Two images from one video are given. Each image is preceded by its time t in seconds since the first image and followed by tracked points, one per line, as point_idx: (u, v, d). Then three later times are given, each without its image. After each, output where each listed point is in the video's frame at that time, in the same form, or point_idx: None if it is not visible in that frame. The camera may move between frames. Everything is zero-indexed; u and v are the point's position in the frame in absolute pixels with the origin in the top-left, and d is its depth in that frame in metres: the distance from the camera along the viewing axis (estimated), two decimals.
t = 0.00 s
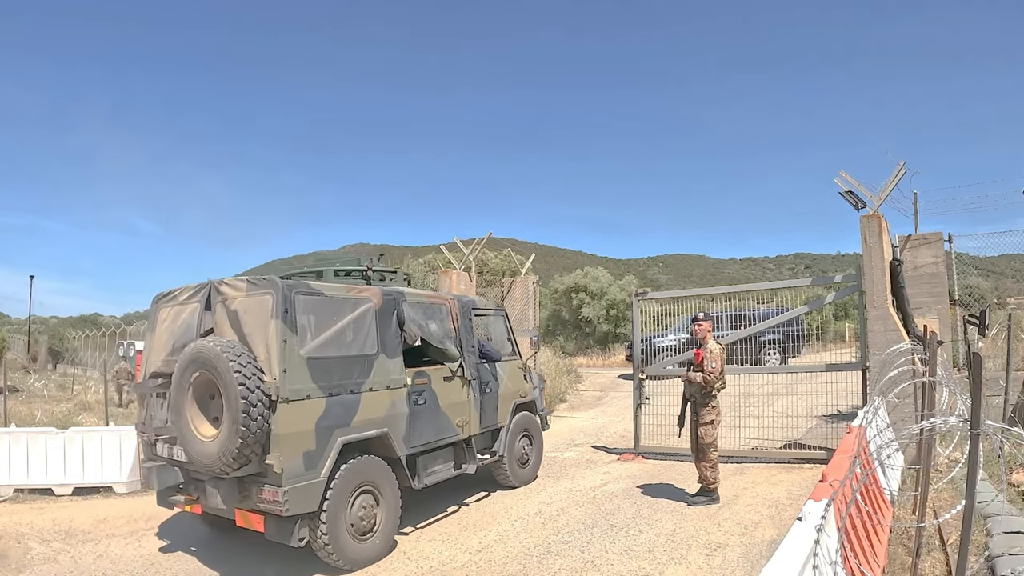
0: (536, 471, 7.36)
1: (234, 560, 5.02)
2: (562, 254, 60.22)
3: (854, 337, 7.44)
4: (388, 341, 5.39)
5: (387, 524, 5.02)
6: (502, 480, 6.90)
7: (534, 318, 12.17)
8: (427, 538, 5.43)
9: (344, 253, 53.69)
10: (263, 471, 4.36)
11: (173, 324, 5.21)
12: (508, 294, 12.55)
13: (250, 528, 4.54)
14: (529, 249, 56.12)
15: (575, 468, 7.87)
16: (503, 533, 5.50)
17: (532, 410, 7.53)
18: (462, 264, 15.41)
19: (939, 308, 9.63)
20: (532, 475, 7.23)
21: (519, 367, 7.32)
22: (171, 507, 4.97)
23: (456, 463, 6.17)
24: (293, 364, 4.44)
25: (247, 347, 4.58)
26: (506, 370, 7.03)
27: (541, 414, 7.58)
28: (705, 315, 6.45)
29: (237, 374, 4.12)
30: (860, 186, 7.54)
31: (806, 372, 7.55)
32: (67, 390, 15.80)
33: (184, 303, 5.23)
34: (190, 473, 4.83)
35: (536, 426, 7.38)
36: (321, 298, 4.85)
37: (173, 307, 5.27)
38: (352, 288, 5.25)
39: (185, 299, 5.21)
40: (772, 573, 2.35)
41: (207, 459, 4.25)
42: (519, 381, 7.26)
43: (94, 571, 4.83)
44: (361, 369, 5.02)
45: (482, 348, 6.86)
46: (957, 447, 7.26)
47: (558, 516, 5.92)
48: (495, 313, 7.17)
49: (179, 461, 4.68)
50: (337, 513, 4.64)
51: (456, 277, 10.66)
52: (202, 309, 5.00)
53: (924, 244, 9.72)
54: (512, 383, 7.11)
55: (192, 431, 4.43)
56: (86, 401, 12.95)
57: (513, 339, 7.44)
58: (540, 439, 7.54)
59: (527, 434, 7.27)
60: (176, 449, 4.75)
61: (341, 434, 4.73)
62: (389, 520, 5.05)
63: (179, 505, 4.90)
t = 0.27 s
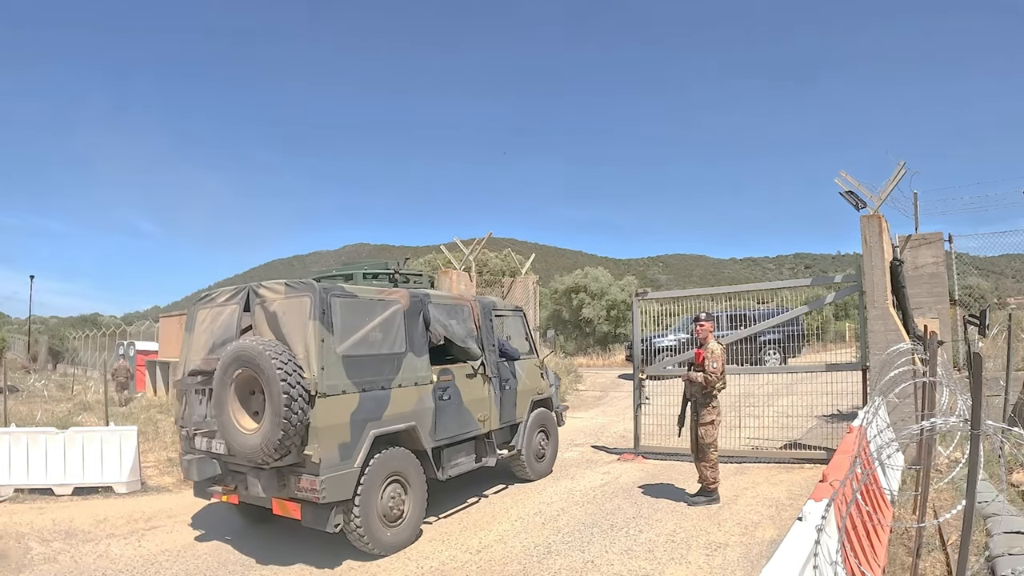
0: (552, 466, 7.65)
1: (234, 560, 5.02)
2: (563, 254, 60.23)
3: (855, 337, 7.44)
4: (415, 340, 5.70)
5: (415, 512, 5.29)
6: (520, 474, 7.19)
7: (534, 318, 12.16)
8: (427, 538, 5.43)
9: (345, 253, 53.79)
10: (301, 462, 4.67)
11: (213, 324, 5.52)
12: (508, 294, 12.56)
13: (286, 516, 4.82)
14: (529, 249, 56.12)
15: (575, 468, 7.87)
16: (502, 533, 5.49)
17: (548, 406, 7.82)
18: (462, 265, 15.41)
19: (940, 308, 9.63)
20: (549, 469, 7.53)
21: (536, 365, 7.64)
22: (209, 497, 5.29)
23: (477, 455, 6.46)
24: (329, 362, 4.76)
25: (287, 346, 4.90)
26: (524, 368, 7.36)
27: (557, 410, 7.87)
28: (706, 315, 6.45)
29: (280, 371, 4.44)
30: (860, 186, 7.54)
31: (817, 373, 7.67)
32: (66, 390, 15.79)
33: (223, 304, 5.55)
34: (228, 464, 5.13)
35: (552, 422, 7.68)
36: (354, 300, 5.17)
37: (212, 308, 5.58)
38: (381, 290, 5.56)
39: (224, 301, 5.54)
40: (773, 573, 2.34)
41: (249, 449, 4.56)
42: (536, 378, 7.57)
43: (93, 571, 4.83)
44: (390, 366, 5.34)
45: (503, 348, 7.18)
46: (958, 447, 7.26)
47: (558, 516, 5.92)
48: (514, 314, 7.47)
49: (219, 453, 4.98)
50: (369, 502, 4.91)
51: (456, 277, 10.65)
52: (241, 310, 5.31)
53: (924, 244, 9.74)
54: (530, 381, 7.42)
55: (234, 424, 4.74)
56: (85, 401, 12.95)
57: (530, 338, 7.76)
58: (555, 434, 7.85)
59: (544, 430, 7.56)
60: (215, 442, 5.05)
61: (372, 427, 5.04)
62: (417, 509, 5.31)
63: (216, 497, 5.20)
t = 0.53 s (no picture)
0: (565, 460, 7.90)
1: (235, 560, 5.02)
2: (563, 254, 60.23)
3: (855, 337, 7.44)
4: (439, 339, 5.93)
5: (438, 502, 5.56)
6: (535, 468, 7.44)
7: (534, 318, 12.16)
8: (427, 538, 5.43)
9: (345, 253, 53.82)
10: (334, 454, 4.90)
11: (244, 324, 5.76)
12: (508, 293, 12.57)
13: (317, 507, 5.06)
14: (529, 249, 56.10)
15: (575, 468, 7.87)
16: (502, 533, 5.49)
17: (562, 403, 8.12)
18: (462, 265, 15.42)
19: (940, 308, 9.62)
20: (562, 463, 7.79)
21: (550, 363, 7.92)
22: (239, 490, 5.56)
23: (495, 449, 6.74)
24: (360, 360, 4.99)
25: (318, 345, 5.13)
26: (538, 366, 7.64)
27: (570, 407, 8.14)
28: (706, 315, 6.46)
29: (316, 369, 4.67)
30: (860, 186, 7.55)
31: (825, 376, 7.72)
32: (66, 390, 15.78)
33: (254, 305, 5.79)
34: (259, 458, 5.38)
35: (565, 418, 7.93)
36: (382, 301, 5.40)
37: (242, 309, 5.82)
38: (406, 291, 5.79)
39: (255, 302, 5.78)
40: (772, 573, 2.34)
41: (285, 443, 4.81)
42: (549, 375, 7.84)
43: (94, 570, 4.83)
44: (416, 364, 5.57)
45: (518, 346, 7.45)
46: (958, 447, 7.27)
47: (558, 516, 5.92)
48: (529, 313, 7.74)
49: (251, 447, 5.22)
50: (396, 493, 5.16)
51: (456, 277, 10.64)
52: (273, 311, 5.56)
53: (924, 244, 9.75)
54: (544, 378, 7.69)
55: (269, 419, 4.99)
56: (85, 401, 12.95)
57: (544, 337, 8.06)
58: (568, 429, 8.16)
59: (557, 425, 7.82)
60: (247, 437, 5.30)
61: (400, 421, 5.28)
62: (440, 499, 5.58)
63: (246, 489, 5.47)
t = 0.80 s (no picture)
0: (576, 456, 8.17)
1: (235, 560, 5.02)
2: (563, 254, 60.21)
3: (855, 337, 7.43)
4: (459, 339, 6.23)
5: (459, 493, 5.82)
6: (547, 463, 7.71)
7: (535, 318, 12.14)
8: (427, 538, 5.43)
9: (346, 253, 53.85)
10: (362, 446, 5.19)
11: (274, 324, 6.10)
12: (508, 293, 12.58)
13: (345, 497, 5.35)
14: (529, 249, 56.11)
15: (575, 468, 7.86)
16: (502, 533, 5.49)
17: (573, 400, 8.40)
18: (462, 265, 15.42)
19: (940, 308, 9.61)
20: (574, 458, 8.06)
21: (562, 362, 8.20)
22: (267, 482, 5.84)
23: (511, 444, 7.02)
24: (387, 357, 5.30)
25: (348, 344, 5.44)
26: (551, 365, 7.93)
27: (581, 404, 8.41)
28: (706, 315, 6.46)
29: (347, 366, 4.98)
30: (860, 186, 7.55)
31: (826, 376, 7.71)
32: (66, 390, 15.78)
33: (283, 307, 6.14)
34: (287, 452, 5.68)
35: (576, 415, 8.21)
36: (407, 302, 5.72)
37: (272, 310, 6.17)
38: (428, 293, 6.12)
39: (284, 304, 6.13)
40: (773, 573, 2.34)
41: (314, 435, 5.09)
42: (562, 374, 8.13)
43: (94, 570, 4.83)
44: (438, 362, 5.88)
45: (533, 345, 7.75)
46: (958, 447, 7.27)
47: (558, 516, 5.92)
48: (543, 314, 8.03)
49: (279, 441, 5.53)
50: (419, 485, 5.43)
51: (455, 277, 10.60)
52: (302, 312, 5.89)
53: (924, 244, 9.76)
54: (557, 377, 7.97)
55: (300, 413, 5.27)
56: (85, 401, 12.96)
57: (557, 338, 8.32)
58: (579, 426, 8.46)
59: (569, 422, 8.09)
60: (274, 432, 5.60)
61: (423, 416, 5.58)
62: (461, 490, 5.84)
63: (275, 480, 5.75)
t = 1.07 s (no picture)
0: (588, 451, 8.41)
1: (235, 560, 5.01)
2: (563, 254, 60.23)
3: (855, 337, 7.44)
4: (478, 338, 6.49)
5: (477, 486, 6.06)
6: (560, 458, 7.94)
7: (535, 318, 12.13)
8: (427, 538, 5.43)
9: (346, 253, 53.87)
10: (388, 440, 5.44)
11: (301, 324, 6.36)
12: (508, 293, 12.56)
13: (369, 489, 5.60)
14: (529, 249, 56.11)
15: (575, 468, 7.86)
16: (502, 533, 5.49)
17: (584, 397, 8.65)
18: (462, 265, 15.41)
19: (940, 308, 9.61)
20: (586, 454, 8.31)
21: (575, 361, 8.47)
22: (291, 475, 6.05)
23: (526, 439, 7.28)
24: (412, 355, 5.57)
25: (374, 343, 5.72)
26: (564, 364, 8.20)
27: (592, 402, 8.68)
28: (706, 315, 6.47)
29: (375, 363, 5.25)
30: (860, 186, 7.56)
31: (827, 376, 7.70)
32: (67, 390, 15.80)
33: (309, 307, 6.41)
34: (313, 446, 5.90)
35: (588, 411, 8.46)
36: (430, 304, 6.00)
37: (299, 310, 6.44)
38: (449, 294, 6.39)
39: (311, 304, 6.40)
40: (773, 573, 2.34)
41: (342, 429, 5.32)
42: (574, 373, 8.40)
43: (93, 570, 4.83)
44: (459, 360, 6.15)
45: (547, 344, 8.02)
46: (958, 447, 7.28)
47: (558, 516, 5.91)
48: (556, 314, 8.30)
49: (306, 435, 5.76)
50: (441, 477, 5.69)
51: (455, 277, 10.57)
52: (329, 312, 6.16)
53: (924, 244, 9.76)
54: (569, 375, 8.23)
55: (328, 408, 5.49)
56: (85, 401, 12.96)
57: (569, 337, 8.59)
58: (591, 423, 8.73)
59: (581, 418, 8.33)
60: (301, 426, 5.82)
61: (445, 411, 5.84)
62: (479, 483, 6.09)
63: (299, 473, 5.97)
